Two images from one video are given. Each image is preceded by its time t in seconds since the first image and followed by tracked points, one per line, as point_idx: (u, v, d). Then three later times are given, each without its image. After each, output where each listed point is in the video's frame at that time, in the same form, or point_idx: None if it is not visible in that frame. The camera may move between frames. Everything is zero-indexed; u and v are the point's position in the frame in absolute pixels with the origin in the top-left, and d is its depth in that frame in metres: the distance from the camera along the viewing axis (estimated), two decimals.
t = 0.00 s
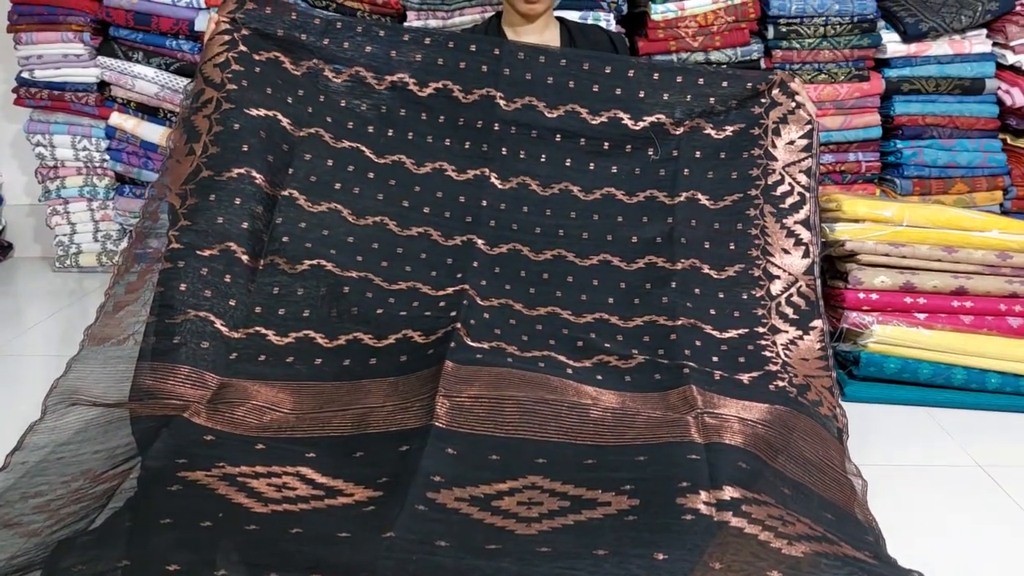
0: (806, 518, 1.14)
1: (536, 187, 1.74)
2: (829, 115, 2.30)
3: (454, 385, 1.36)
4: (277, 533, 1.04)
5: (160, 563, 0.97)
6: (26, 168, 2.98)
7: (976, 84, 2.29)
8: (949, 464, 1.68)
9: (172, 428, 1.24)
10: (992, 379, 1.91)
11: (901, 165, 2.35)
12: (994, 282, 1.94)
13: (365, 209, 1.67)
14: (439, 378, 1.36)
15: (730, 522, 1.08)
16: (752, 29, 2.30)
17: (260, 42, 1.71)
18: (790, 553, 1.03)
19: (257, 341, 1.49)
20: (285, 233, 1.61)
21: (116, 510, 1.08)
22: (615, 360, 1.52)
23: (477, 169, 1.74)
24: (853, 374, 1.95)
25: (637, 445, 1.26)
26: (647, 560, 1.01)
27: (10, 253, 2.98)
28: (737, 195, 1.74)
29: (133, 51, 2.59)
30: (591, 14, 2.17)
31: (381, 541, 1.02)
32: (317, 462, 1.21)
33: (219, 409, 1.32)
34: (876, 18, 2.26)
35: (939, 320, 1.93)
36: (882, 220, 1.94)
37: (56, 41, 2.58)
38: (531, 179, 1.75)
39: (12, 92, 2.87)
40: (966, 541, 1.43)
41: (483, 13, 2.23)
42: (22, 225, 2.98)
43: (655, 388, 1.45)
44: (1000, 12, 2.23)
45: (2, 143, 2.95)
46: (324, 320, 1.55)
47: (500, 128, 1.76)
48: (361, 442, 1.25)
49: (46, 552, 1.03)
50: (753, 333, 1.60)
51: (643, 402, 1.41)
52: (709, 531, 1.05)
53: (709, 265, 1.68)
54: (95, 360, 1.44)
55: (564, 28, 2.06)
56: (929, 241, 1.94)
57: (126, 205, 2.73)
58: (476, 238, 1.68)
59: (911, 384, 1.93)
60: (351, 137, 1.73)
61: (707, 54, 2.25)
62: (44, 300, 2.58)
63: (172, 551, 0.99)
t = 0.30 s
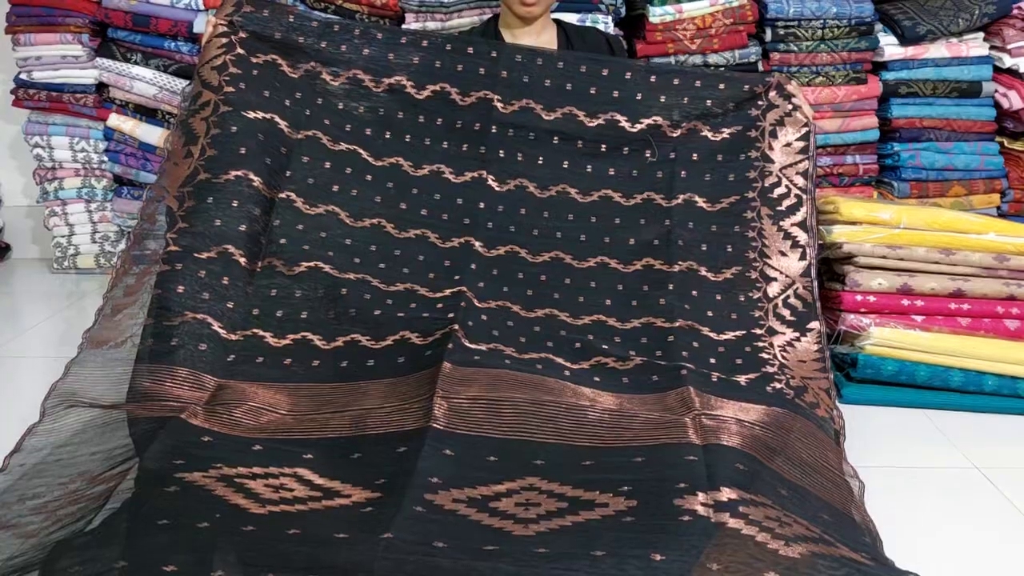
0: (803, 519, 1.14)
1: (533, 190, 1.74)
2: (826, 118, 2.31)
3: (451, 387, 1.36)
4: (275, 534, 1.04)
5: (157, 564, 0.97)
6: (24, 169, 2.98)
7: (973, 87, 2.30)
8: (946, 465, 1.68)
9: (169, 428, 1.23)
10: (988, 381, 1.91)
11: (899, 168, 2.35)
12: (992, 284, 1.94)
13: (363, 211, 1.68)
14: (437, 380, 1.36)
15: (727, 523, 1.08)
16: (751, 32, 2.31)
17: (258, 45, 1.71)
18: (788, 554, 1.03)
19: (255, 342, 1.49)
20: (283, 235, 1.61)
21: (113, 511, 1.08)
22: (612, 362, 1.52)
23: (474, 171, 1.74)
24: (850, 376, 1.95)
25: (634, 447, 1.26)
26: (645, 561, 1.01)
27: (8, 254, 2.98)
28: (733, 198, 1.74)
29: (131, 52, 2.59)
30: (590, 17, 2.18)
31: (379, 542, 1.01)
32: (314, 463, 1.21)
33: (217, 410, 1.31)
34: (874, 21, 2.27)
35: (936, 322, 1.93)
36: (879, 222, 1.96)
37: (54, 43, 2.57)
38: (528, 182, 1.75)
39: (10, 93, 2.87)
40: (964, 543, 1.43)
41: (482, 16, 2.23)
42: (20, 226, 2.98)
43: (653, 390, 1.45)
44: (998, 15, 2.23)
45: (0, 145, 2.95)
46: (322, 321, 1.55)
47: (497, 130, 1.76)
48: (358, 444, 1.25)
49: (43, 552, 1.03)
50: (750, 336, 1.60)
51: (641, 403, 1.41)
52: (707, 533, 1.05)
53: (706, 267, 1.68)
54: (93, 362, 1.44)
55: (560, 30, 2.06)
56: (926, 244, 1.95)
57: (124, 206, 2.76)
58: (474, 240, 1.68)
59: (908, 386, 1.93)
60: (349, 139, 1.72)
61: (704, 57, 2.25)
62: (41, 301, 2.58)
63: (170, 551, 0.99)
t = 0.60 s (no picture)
0: (804, 518, 1.14)
1: (534, 191, 1.74)
2: (827, 119, 2.31)
3: (451, 386, 1.36)
4: (274, 531, 1.04)
5: (157, 561, 0.97)
6: (25, 169, 2.98)
7: (974, 88, 2.30)
8: (945, 465, 1.68)
9: (170, 426, 1.23)
10: (989, 381, 1.91)
11: (899, 169, 2.35)
12: (992, 285, 1.94)
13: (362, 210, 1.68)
14: (437, 378, 1.36)
15: (727, 521, 1.07)
16: (751, 33, 2.31)
17: (259, 44, 1.71)
18: (788, 552, 1.03)
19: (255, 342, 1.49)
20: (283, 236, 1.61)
21: (114, 507, 1.08)
22: (612, 362, 1.52)
23: (475, 172, 1.74)
24: (850, 376, 1.95)
25: (634, 445, 1.26)
26: (646, 558, 1.00)
27: (8, 254, 2.97)
28: (733, 202, 1.74)
29: (132, 52, 2.59)
30: (591, 17, 2.18)
31: (379, 539, 1.01)
32: (314, 462, 1.21)
33: (218, 408, 1.31)
34: (874, 23, 2.28)
35: (936, 323, 1.93)
36: (879, 222, 1.96)
37: (55, 43, 2.58)
38: (529, 182, 1.75)
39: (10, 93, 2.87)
40: (963, 543, 1.43)
41: (483, 16, 2.24)
42: (20, 226, 2.98)
43: (652, 390, 1.45)
44: (998, 16, 2.24)
45: (1, 145, 2.95)
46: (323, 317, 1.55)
47: (498, 131, 1.76)
48: (358, 442, 1.25)
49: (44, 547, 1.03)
50: (748, 338, 1.60)
51: (641, 402, 1.40)
52: (706, 531, 1.05)
53: (706, 271, 1.68)
54: (93, 358, 1.44)
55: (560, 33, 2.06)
56: (927, 244, 1.95)
57: (124, 207, 2.75)
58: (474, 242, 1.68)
59: (909, 387, 1.93)
60: (350, 139, 1.73)
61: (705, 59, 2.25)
62: (41, 301, 2.59)
63: (170, 548, 0.99)
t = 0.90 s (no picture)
0: (804, 514, 1.14)
1: (524, 221, 1.60)
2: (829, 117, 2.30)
3: (451, 386, 1.36)
4: (274, 525, 1.04)
5: (159, 555, 0.98)
6: (26, 167, 2.98)
7: (975, 85, 2.30)
8: (945, 462, 1.68)
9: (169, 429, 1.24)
10: (990, 379, 1.91)
11: (900, 167, 2.36)
12: (992, 282, 1.94)
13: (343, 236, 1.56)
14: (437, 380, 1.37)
15: (727, 516, 1.07)
16: (752, 30, 2.31)
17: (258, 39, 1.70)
18: (788, 546, 1.03)
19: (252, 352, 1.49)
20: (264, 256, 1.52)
21: (114, 504, 1.08)
22: (605, 345, 1.56)
23: (464, 202, 1.59)
24: (851, 374, 1.95)
25: (634, 443, 1.26)
26: (646, 553, 1.00)
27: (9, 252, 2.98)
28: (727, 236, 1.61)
29: (132, 50, 2.61)
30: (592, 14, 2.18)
31: (379, 535, 1.01)
32: (314, 461, 1.20)
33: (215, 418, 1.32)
34: (875, 20, 2.27)
35: (937, 320, 1.94)
36: (880, 220, 1.96)
37: (56, 41, 2.58)
38: (517, 212, 1.60)
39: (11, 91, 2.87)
40: (963, 539, 1.43)
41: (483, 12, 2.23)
42: (22, 223, 2.98)
43: (652, 391, 1.44)
44: (999, 14, 2.23)
45: (2, 142, 2.95)
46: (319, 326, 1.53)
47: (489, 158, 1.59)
48: (358, 443, 1.25)
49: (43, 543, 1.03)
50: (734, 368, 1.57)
51: (643, 401, 1.40)
52: (706, 526, 1.05)
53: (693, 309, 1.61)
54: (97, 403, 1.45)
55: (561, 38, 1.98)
56: (927, 241, 1.94)
57: (126, 204, 2.75)
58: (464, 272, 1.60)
59: (909, 384, 1.93)
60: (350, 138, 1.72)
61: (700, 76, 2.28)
62: (43, 298, 2.59)
63: (170, 543, 0.99)
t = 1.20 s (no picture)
0: (805, 510, 1.13)
1: (533, 169, 1.50)
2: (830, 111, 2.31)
3: (451, 380, 1.35)
4: (275, 519, 1.03)
5: (160, 548, 0.98)
6: (27, 162, 2.98)
7: (977, 80, 2.30)
8: (945, 456, 1.68)
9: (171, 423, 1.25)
10: (990, 373, 1.91)
11: (901, 162, 2.35)
12: (992, 277, 1.94)
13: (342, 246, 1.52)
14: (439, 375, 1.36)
15: (727, 511, 1.06)
16: (753, 25, 2.30)
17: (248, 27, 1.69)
18: (788, 540, 1.03)
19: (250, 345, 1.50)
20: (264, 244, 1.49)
21: (114, 497, 1.08)
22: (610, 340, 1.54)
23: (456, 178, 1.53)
24: (851, 368, 1.96)
25: (635, 436, 1.25)
26: (646, 546, 1.00)
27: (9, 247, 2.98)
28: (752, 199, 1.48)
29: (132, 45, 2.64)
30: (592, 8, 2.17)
31: (379, 527, 1.01)
32: (316, 453, 1.21)
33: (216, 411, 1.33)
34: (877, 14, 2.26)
35: (938, 314, 1.95)
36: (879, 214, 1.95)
37: (55, 36, 2.61)
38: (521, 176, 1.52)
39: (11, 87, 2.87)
40: (963, 534, 1.43)
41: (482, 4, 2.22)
42: (22, 219, 2.99)
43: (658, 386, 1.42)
44: (1000, 9, 2.22)
45: (3, 138, 2.95)
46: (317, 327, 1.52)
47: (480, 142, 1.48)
48: (359, 435, 1.26)
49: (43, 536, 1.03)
50: (748, 359, 1.53)
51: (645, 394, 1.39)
52: (707, 520, 1.05)
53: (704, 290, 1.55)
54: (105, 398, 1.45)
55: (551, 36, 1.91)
56: (928, 235, 1.94)
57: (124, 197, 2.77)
58: (467, 245, 1.56)
59: (909, 378, 1.94)
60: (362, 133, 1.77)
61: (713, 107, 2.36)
62: (43, 293, 2.59)
63: (170, 535, 0.99)
